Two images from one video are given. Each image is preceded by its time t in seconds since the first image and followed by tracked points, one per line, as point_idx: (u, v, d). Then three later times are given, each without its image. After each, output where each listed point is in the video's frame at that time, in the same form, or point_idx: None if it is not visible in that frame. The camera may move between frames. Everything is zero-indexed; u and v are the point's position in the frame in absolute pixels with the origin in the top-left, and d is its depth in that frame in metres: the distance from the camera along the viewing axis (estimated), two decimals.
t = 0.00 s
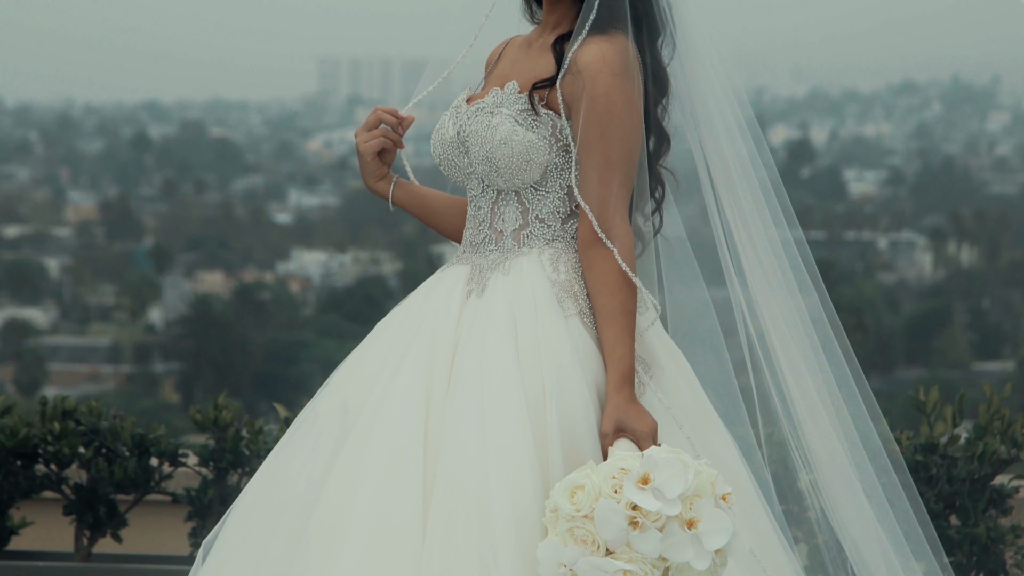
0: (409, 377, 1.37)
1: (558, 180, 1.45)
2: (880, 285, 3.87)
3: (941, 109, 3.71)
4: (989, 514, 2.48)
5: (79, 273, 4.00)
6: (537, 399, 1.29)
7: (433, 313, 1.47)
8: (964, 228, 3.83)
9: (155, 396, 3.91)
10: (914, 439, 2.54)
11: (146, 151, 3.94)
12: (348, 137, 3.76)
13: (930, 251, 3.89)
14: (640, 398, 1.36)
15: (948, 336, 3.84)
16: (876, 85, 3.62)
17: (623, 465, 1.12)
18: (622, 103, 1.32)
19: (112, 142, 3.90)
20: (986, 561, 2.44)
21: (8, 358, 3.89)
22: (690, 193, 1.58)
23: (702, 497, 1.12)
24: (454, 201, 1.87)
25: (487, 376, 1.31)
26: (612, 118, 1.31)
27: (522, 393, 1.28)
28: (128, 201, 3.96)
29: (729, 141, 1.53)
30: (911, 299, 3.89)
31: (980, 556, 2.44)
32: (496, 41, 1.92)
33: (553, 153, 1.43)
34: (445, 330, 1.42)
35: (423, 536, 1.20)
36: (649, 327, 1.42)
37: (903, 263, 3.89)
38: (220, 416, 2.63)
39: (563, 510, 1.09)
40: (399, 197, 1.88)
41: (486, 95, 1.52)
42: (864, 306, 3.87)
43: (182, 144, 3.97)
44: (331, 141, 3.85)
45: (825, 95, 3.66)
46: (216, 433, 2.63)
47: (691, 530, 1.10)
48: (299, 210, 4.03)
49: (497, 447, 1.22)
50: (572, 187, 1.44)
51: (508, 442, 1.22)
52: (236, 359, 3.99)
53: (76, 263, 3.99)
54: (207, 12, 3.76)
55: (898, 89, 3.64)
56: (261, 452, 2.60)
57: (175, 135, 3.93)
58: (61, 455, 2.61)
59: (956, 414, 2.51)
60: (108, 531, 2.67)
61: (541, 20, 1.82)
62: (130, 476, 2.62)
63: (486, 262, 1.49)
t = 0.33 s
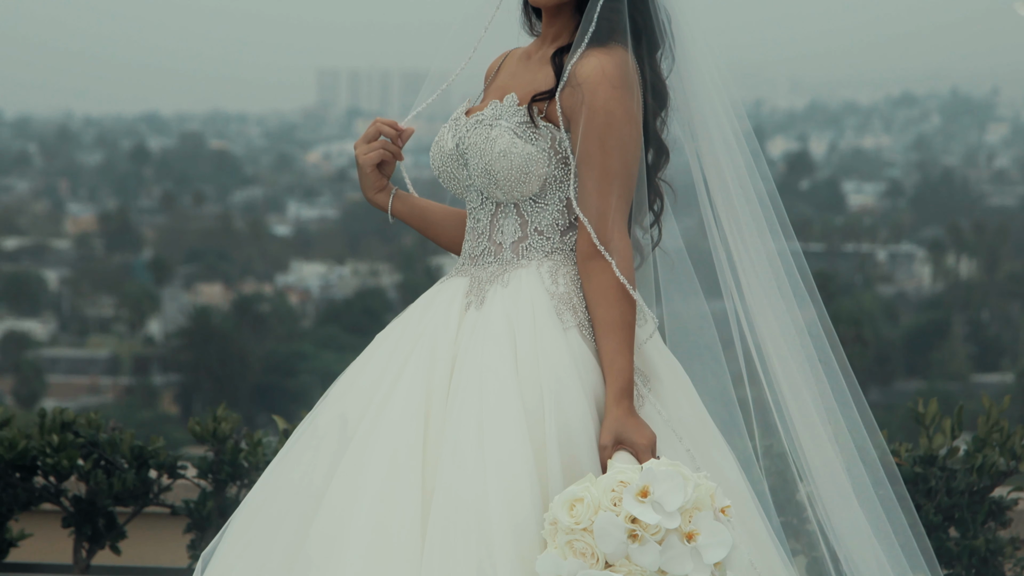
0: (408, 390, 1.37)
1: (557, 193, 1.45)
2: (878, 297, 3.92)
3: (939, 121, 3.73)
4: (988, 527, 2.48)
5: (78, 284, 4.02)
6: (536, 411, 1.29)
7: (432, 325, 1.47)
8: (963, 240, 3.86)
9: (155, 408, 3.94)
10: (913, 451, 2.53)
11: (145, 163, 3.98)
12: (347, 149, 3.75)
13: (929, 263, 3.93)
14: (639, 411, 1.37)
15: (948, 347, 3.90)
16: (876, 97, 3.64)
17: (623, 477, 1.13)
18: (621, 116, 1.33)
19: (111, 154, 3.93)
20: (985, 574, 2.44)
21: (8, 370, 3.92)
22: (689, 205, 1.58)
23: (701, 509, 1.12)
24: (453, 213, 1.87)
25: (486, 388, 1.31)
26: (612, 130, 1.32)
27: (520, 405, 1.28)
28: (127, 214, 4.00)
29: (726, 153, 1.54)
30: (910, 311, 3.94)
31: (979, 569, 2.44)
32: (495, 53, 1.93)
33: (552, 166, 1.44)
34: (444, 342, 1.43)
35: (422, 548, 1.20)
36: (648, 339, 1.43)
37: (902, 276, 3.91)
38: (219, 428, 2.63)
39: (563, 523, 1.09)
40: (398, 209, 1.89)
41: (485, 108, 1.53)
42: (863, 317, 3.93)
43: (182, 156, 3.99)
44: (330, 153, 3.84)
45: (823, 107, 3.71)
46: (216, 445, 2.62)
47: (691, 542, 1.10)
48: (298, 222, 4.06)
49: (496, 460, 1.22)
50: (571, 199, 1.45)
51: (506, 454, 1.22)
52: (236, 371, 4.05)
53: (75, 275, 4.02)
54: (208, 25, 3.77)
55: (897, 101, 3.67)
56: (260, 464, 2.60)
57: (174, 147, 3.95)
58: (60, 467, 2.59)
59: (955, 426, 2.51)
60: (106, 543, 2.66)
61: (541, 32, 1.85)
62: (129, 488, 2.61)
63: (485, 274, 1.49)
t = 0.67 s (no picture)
0: (405, 400, 1.37)
1: (554, 203, 1.45)
2: (878, 307, 4.45)
3: (936, 132, 4.20)
4: (986, 537, 2.49)
5: (75, 296, 4.21)
6: (533, 420, 1.29)
7: (429, 335, 1.47)
8: (960, 250, 4.46)
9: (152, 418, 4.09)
10: (910, 461, 2.52)
11: (142, 173, 4.20)
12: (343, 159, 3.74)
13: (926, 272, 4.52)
14: (636, 421, 1.37)
15: (945, 358, 4.53)
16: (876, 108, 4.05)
17: (620, 487, 1.12)
18: (619, 126, 1.33)
19: (108, 164, 4.10)
20: None
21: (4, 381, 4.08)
22: (686, 215, 1.56)
23: (698, 519, 1.12)
24: (451, 223, 1.88)
25: (483, 397, 1.31)
26: (609, 140, 1.33)
27: (517, 415, 1.28)
28: (125, 224, 4.23)
29: (722, 165, 1.54)
30: (907, 321, 4.54)
31: None
32: (494, 64, 1.95)
33: (549, 176, 1.44)
34: (442, 352, 1.43)
35: (419, 557, 1.20)
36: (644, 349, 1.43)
37: (900, 286, 4.46)
38: (216, 438, 2.61)
39: (560, 533, 1.09)
40: (395, 219, 1.89)
41: (483, 118, 1.54)
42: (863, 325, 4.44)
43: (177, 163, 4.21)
44: (329, 162, 3.87)
45: (821, 116, 4.06)
46: (213, 455, 2.62)
47: (688, 553, 1.10)
48: (296, 231, 4.27)
49: (493, 468, 1.23)
50: (568, 209, 1.45)
51: (503, 463, 1.23)
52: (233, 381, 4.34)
53: (73, 286, 4.21)
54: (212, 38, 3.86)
55: (895, 111, 4.07)
56: (257, 474, 2.60)
57: (170, 158, 4.14)
58: (58, 477, 2.58)
59: (952, 436, 2.51)
60: (104, 553, 2.65)
61: (538, 42, 1.85)
62: (126, 498, 2.60)
63: (482, 284, 1.49)
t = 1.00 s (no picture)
0: (404, 407, 1.37)
1: (553, 210, 1.46)
2: (871, 314, 5.32)
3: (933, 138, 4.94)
4: (985, 544, 2.49)
5: (73, 301, 5.10)
6: (532, 427, 1.29)
7: (427, 343, 1.48)
8: (959, 258, 5.33)
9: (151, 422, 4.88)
10: (909, 468, 2.52)
11: (140, 181, 4.98)
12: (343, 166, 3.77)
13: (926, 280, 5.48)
14: (635, 428, 1.37)
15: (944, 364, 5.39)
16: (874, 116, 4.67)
17: (618, 495, 1.13)
18: (618, 133, 1.34)
19: (107, 170, 4.85)
20: None
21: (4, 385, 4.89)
22: (685, 222, 1.56)
23: (696, 526, 1.12)
24: (450, 230, 1.88)
25: (482, 404, 1.31)
26: (608, 147, 1.33)
27: (516, 422, 1.28)
28: (124, 231, 5.07)
29: (720, 173, 1.54)
30: (904, 330, 5.46)
31: None
32: (493, 71, 1.95)
33: (548, 183, 1.44)
34: (441, 360, 1.43)
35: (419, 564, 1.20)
36: (643, 356, 1.44)
37: (898, 292, 5.38)
38: (215, 445, 2.61)
39: (558, 541, 1.09)
40: (394, 226, 1.90)
41: (481, 125, 1.54)
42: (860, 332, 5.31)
43: (178, 175, 5.07)
44: (327, 168, 4.13)
45: (819, 123, 4.67)
46: (212, 462, 2.60)
47: (687, 560, 1.10)
48: (292, 238, 5.08)
49: (492, 474, 1.23)
50: (567, 216, 1.45)
51: (502, 469, 1.23)
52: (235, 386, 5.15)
53: (70, 292, 5.10)
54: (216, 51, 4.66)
55: (892, 118, 4.71)
56: (257, 481, 2.59)
57: (169, 163, 4.98)
58: (56, 485, 2.56)
59: (951, 443, 2.50)
60: (103, 560, 2.64)
61: (537, 49, 1.89)
62: (126, 505, 2.59)
63: (482, 291, 1.49)
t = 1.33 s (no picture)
0: (404, 414, 1.37)
1: (553, 215, 1.46)
2: (873, 319, 5.42)
3: (934, 143, 5.06)
4: (985, 549, 2.50)
5: (72, 306, 5.23)
6: (531, 433, 1.29)
7: (427, 349, 1.48)
8: (960, 264, 5.43)
9: (148, 429, 4.71)
10: (909, 474, 2.51)
11: (139, 185, 5.33)
12: (342, 171, 3.79)
13: (925, 286, 5.58)
14: (635, 434, 1.37)
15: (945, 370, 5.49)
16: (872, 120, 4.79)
17: (618, 500, 1.13)
18: (618, 138, 1.34)
19: (108, 177, 5.23)
20: None
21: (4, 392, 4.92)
22: (684, 226, 1.56)
23: (696, 532, 1.13)
24: (449, 235, 1.89)
25: (482, 411, 1.31)
26: (607, 153, 1.33)
27: (516, 428, 1.28)
28: (123, 235, 5.35)
29: (719, 179, 1.54)
30: (906, 335, 5.53)
31: None
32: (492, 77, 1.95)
33: (547, 188, 1.44)
34: (440, 366, 1.43)
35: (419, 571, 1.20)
36: (642, 362, 1.44)
37: (898, 297, 5.46)
38: (215, 450, 2.60)
39: (558, 546, 1.09)
40: (394, 232, 1.90)
41: (481, 131, 1.55)
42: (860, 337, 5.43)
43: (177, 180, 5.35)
44: (326, 175, 4.14)
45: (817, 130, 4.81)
46: (212, 467, 2.60)
47: (686, 565, 1.10)
48: (292, 244, 5.25)
49: (492, 480, 1.23)
50: (567, 222, 1.45)
51: (501, 474, 1.23)
52: (234, 393, 5.24)
53: (69, 297, 5.22)
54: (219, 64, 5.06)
55: (892, 124, 4.85)
56: (256, 487, 2.59)
57: (169, 170, 5.33)
58: (56, 490, 2.56)
59: (951, 448, 2.50)
60: (102, 566, 2.64)
61: (536, 54, 1.89)
62: (125, 510, 2.58)
63: (482, 297, 1.50)
